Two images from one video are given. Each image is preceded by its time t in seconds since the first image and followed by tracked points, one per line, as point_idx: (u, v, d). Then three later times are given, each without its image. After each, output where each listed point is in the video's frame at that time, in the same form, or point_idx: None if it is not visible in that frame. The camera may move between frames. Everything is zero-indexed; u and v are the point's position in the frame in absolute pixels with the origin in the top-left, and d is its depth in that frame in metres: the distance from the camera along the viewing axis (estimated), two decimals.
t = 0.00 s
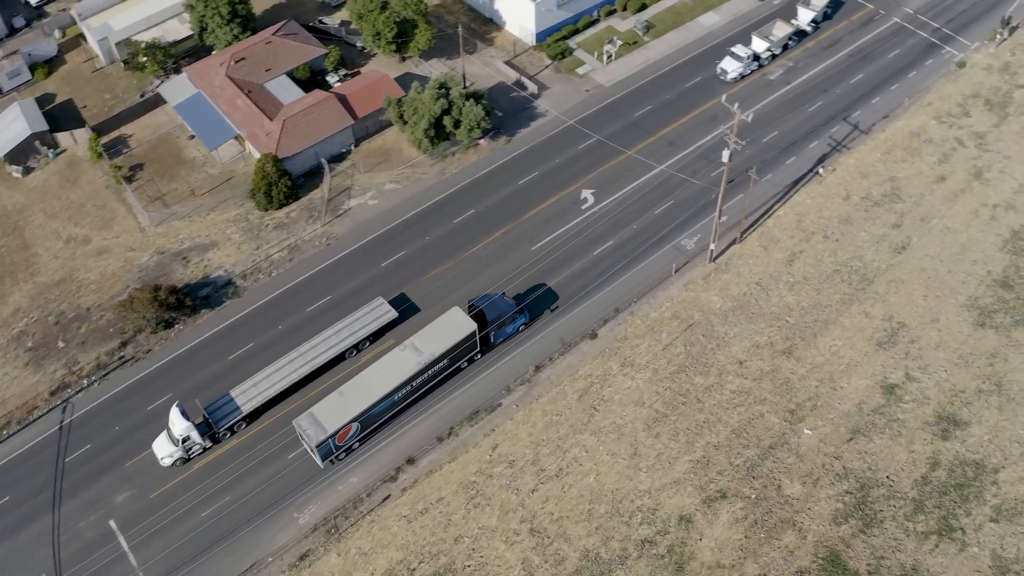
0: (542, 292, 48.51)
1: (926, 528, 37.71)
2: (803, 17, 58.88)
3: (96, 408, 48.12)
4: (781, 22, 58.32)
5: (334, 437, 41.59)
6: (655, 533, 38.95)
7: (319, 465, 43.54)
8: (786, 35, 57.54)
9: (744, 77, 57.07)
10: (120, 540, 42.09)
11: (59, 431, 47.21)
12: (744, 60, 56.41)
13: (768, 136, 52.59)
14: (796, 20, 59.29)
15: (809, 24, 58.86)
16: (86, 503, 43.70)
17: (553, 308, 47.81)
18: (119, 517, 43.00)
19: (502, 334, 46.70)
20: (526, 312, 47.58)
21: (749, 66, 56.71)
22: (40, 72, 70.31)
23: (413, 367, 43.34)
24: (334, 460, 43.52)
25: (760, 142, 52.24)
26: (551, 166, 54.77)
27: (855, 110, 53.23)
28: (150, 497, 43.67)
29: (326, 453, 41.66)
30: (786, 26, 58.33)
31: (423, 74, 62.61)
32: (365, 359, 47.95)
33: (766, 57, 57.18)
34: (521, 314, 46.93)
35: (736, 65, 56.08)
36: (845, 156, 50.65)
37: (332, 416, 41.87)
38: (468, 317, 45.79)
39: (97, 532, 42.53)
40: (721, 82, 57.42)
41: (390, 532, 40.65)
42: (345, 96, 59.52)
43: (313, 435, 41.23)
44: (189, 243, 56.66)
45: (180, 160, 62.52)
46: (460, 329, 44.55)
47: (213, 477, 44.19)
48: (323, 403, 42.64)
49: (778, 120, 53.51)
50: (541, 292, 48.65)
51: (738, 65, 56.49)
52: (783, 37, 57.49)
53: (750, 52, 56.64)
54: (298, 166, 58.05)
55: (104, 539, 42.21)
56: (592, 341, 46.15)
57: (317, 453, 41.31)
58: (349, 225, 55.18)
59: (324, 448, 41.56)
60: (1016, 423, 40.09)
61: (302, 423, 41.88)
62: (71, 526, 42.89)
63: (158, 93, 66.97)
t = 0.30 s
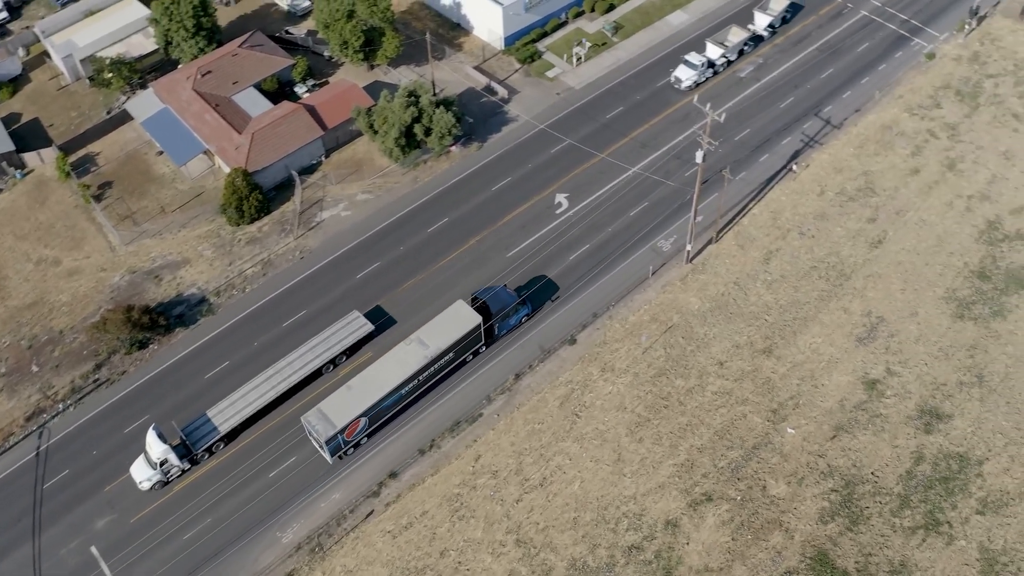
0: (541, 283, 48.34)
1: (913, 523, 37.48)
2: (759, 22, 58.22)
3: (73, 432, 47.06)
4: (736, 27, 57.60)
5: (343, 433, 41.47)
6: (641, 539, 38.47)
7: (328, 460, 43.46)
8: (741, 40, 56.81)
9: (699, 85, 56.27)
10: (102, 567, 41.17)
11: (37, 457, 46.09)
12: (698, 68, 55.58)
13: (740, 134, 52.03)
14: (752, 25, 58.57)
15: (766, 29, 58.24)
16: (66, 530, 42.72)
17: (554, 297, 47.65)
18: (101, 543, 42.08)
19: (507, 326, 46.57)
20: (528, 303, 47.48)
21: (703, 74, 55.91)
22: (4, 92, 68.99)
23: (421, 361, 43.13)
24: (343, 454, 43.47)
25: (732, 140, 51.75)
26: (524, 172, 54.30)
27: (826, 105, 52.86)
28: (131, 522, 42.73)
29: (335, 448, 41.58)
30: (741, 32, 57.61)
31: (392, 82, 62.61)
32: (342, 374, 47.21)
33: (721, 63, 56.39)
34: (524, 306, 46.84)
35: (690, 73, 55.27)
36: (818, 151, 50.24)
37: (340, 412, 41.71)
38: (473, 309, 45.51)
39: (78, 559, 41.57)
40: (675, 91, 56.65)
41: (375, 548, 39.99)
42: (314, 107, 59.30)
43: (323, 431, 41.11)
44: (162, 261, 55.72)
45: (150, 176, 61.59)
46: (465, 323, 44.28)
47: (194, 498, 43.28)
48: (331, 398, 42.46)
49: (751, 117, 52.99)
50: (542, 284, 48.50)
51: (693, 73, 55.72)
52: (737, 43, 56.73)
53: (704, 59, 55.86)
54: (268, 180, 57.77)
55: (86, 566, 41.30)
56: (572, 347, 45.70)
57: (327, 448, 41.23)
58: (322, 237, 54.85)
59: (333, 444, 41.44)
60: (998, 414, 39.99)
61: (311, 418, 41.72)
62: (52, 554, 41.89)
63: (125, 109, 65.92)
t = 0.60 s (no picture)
0: (541, 276, 48.08)
1: (900, 522, 37.12)
2: (712, 32, 57.17)
3: (48, 462, 45.79)
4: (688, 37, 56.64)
5: (353, 429, 41.06)
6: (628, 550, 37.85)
7: (337, 457, 43.09)
8: (694, 50, 55.76)
9: (650, 98, 55.54)
10: None
11: (12, 490, 44.77)
12: (649, 81, 54.75)
13: (711, 134, 51.53)
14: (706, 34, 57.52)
15: (719, 38, 57.01)
16: (45, 564, 41.52)
17: (554, 289, 47.45)
18: None
19: (510, 319, 46.29)
20: (530, 296, 47.24)
21: (655, 87, 55.10)
22: None
23: (427, 355, 42.84)
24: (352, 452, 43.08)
25: (703, 141, 51.25)
26: (496, 181, 53.67)
27: (796, 103, 52.53)
28: (111, 553, 41.58)
29: (345, 445, 41.21)
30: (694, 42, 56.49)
31: (358, 93, 62.39)
32: (319, 394, 46.32)
33: (672, 75, 55.49)
34: (527, 298, 46.53)
35: (640, 87, 54.40)
36: (790, 150, 49.91)
37: (349, 408, 41.30)
38: (476, 303, 45.23)
39: None
40: (627, 105, 55.76)
41: (360, 571, 39.16)
42: (281, 121, 58.53)
43: (333, 428, 40.64)
44: (132, 284, 54.52)
45: (116, 198, 60.32)
46: (470, 316, 44.01)
47: (173, 527, 42.14)
48: (339, 395, 41.99)
49: (722, 117, 52.51)
50: (541, 276, 48.26)
51: (643, 87, 54.93)
52: (689, 53, 55.74)
53: (655, 72, 55.02)
54: (236, 198, 56.90)
55: None
56: (550, 357, 45.09)
57: (337, 445, 40.79)
58: (293, 254, 53.98)
59: (343, 440, 41.04)
60: (981, 408, 39.81)
61: (320, 415, 41.27)
62: None
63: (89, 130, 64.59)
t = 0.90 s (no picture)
0: (544, 270, 47.84)
1: (891, 526, 36.73)
2: (671, 45, 56.06)
3: (26, 495, 44.54)
4: (646, 52, 55.73)
5: (364, 426, 40.62)
6: (619, 565, 37.23)
7: (347, 456, 42.72)
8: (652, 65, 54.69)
9: (607, 116, 54.47)
10: None
11: None
12: (605, 98, 53.70)
13: (688, 138, 51.02)
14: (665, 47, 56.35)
15: (679, 51, 55.95)
16: None
17: (557, 282, 47.20)
18: None
19: (515, 313, 46.07)
20: (534, 289, 47.02)
21: (611, 104, 54.11)
22: None
23: (436, 351, 42.49)
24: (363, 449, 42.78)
25: (680, 145, 50.75)
26: (473, 191, 52.95)
27: (772, 103, 52.10)
28: None
29: (356, 442, 40.79)
30: (652, 56, 55.82)
31: (330, 106, 61.79)
32: (299, 416, 45.30)
33: (629, 90, 54.58)
34: (531, 291, 46.36)
35: (596, 106, 53.32)
36: (767, 151, 49.49)
37: (360, 406, 40.84)
38: (481, 298, 44.92)
39: None
40: (584, 123, 54.64)
41: None
42: (252, 137, 57.62)
43: (344, 426, 40.18)
44: (106, 308, 53.31)
45: (87, 220, 59.04)
46: (477, 311, 43.67)
47: (156, 558, 40.96)
48: (348, 392, 41.48)
49: (698, 120, 52.00)
50: (545, 270, 48.02)
51: (600, 104, 53.81)
52: (648, 68, 54.85)
53: (612, 89, 53.96)
54: (208, 217, 55.83)
55: None
56: (533, 371, 44.41)
57: (349, 443, 40.35)
58: (270, 273, 53.03)
59: (354, 438, 40.59)
60: (967, 407, 39.56)
61: (331, 414, 40.78)
62: None
63: (57, 151, 63.19)
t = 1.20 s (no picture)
0: (550, 264, 47.43)
1: (885, 534, 36.27)
2: (632, 62, 54.90)
3: (5, 531, 43.27)
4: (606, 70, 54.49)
5: (377, 424, 40.17)
6: None
7: (361, 454, 42.32)
8: (612, 84, 53.56)
9: (565, 139, 53.29)
10: None
11: None
12: (563, 121, 52.55)
13: (668, 143, 50.49)
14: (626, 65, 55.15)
15: (640, 69, 54.85)
16: None
17: (563, 276, 46.86)
18: None
19: (522, 307, 45.69)
20: (540, 283, 46.63)
21: (570, 126, 52.93)
22: None
23: (446, 348, 42.09)
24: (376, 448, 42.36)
25: (661, 151, 50.20)
26: (452, 204, 52.15)
27: (751, 107, 51.58)
28: None
29: (370, 441, 40.33)
30: (612, 75, 54.44)
31: (305, 120, 60.93)
32: (281, 442, 44.08)
33: (589, 111, 53.38)
34: (538, 286, 45.98)
35: (553, 130, 52.17)
36: (748, 155, 48.98)
37: (372, 404, 40.35)
38: (489, 293, 44.58)
39: None
40: (543, 147, 53.45)
41: None
42: (226, 156, 56.57)
43: (357, 424, 39.68)
44: (82, 335, 52.05)
45: (60, 244, 57.74)
46: (486, 307, 43.39)
47: None
48: (360, 390, 40.98)
49: (677, 126, 51.43)
50: (550, 265, 47.60)
51: (558, 128, 52.68)
52: (607, 87, 53.65)
53: (570, 111, 52.80)
54: (184, 238, 54.74)
55: None
56: (519, 387, 43.69)
57: (362, 441, 39.89)
58: (248, 294, 52.03)
59: (368, 437, 40.10)
60: (958, 410, 39.18)
61: (343, 412, 40.28)
62: None
63: (28, 174, 61.78)
